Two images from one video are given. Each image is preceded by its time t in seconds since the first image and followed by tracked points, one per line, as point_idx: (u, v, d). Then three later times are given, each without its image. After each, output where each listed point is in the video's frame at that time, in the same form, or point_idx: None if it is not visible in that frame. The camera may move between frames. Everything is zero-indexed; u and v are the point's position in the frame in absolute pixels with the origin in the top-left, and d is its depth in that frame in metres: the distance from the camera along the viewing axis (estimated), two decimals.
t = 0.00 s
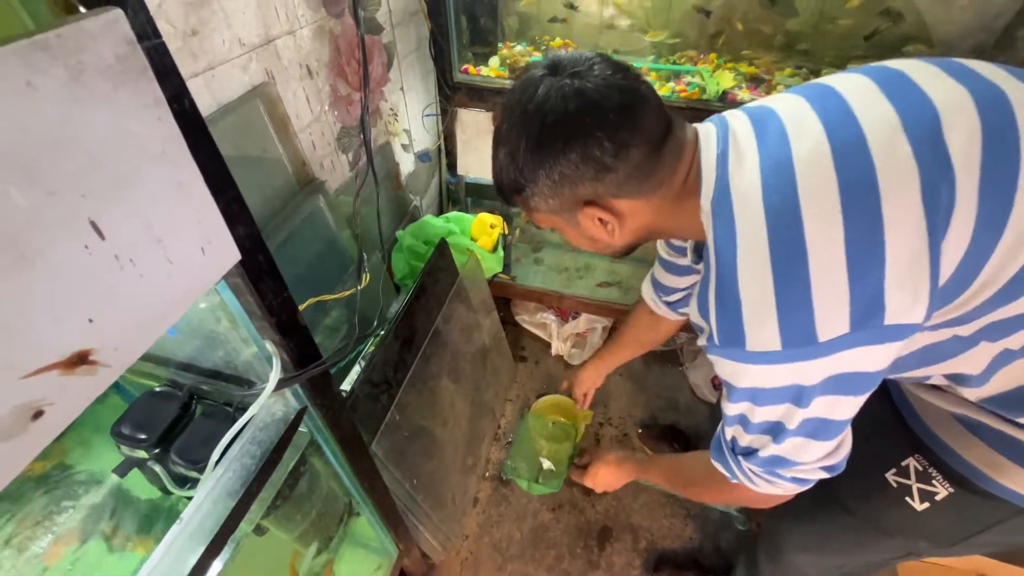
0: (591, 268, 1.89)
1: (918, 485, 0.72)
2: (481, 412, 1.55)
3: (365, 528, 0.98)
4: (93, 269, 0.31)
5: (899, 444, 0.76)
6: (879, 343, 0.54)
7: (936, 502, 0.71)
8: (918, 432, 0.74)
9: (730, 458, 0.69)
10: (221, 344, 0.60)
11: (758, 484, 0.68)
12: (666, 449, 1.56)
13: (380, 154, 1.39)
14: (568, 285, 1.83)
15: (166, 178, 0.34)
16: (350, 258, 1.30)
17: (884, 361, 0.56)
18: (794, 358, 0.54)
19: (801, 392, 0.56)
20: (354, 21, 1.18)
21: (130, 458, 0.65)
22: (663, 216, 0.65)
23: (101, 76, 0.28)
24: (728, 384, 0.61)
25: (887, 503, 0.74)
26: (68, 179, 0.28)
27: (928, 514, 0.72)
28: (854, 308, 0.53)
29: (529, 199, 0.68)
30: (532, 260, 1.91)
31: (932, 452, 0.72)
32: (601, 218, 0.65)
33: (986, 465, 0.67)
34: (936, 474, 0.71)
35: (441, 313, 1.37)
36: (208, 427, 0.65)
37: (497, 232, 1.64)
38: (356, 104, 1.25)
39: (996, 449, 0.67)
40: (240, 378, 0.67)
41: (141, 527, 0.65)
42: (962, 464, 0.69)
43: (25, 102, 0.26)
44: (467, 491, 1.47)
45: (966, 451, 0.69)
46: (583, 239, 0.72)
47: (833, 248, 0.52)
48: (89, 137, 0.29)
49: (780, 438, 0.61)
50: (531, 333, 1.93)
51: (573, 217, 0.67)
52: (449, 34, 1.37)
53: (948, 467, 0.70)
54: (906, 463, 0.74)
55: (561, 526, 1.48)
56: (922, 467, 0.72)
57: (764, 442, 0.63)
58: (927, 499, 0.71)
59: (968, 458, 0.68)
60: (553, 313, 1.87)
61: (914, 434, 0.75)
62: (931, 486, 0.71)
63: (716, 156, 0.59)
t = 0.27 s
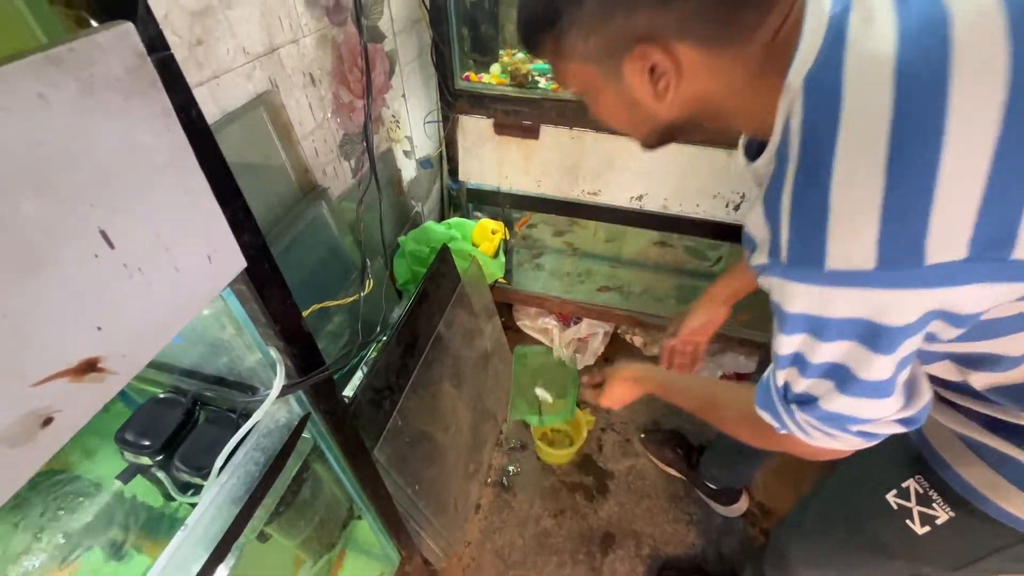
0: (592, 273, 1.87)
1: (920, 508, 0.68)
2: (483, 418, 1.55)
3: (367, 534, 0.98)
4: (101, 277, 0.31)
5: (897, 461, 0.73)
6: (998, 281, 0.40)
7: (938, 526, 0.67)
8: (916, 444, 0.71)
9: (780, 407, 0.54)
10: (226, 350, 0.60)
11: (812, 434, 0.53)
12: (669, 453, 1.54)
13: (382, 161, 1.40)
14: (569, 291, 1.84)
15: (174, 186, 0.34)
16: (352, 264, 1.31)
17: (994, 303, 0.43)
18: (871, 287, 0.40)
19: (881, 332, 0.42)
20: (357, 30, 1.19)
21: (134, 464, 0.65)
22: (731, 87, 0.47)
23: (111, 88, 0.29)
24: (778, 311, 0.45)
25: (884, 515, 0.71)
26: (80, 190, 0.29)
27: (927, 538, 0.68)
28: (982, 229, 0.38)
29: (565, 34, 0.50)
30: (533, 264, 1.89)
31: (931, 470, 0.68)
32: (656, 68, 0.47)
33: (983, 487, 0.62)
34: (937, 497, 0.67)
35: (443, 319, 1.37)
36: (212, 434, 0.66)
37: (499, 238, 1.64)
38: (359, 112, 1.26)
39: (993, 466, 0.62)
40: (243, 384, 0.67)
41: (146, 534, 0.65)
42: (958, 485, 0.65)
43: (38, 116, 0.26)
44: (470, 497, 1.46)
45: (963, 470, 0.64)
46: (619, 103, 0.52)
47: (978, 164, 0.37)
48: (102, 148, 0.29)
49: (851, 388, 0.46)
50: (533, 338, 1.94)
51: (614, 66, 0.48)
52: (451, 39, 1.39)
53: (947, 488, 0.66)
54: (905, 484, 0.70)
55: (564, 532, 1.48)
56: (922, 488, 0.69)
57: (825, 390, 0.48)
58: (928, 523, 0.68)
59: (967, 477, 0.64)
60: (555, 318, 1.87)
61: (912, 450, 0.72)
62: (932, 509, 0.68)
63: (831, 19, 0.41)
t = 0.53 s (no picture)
0: (593, 282, 1.87)
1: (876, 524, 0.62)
2: (484, 427, 1.55)
3: (368, 545, 0.97)
4: (112, 295, 0.32)
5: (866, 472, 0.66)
6: None
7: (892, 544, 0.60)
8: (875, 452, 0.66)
9: (849, 285, 0.43)
10: (230, 362, 0.61)
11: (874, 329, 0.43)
12: (671, 462, 1.54)
13: (384, 171, 1.41)
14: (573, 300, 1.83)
15: (182, 204, 0.35)
16: (355, 274, 1.31)
17: None
18: None
19: None
20: (360, 43, 1.20)
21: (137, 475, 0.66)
22: None
23: (124, 111, 0.30)
24: (933, 141, 0.36)
25: (847, 530, 0.65)
26: (93, 211, 0.29)
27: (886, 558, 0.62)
28: None
29: None
30: (534, 272, 1.88)
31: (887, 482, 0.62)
32: None
33: (930, 501, 0.56)
34: (892, 513, 0.61)
35: (445, 328, 1.38)
36: (214, 446, 0.66)
37: (501, 247, 1.65)
38: (361, 123, 1.28)
39: (933, 476, 0.56)
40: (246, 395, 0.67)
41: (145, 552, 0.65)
42: (907, 496, 0.59)
43: (55, 142, 0.27)
44: (471, 507, 1.46)
45: (909, 479, 0.59)
46: None
47: None
48: (114, 170, 0.30)
49: (969, 263, 0.36)
50: (534, 346, 1.94)
51: None
52: (452, 52, 1.38)
53: (900, 502, 0.60)
54: (866, 499, 0.64)
55: (566, 542, 1.47)
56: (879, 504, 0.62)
57: (929, 268, 0.38)
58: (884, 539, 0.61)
59: (913, 488, 0.58)
60: (556, 327, 1.87)
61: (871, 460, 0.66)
62: (886, 526, 0.61)
63: None
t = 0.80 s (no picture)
0: (592, 294, 1.88)
1: (837, 521, 0.69)
2: (485, 440, 1.55)
3: (370, 561, 0.98)
4: (128, 332, 0.33)
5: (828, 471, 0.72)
6: None
7: (850, 539, 0.67)
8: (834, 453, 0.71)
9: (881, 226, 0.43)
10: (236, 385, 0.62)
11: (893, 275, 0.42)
12: (672, 476, 1.54)
13: (386, 188, 1.43)
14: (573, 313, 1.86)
15: (194, 244, 0.37)
16: (357, 289, 1.33)
17: None
18: None
19: None
20: (363, 64, 1.23)
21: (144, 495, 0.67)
22: None
23: (143, 161, 0.32)
24: None
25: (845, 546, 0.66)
26: (112, 255, 0.31)
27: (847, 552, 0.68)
28: None
29: None
30: (534, 285, 1.91)
31: (848, 486, 0.67)
32: None
33: (878, 502, 0.62)
34: (848, 510, 0.67)
35: (447, 342, 1.39)
36: (220, 465, 0.67)
37: (501, 261, 1.67)
38: (364, 141, 1.30)
39: (878, 475, 0.62)
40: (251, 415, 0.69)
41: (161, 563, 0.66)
42: (860, 498, 0.64)
43: (79, 193, 0.28)
44: (472, 520, 1.46)
45: (863, 481, 0.64)
46: None
47: None
48: (132, 215, 0.32)
49: None
50: (535, 358, 1.95)
51: None
52: (454, 71, 1.39)
53: (854, 502, 0.66)
54: (829, 497, 0.70)
55: (566, 556, 1.47)
56: (839, 502, 0.69)
57: (983, 217, 0.37)
58: (844, 535, 0.68)
59: (863, 488, 0.64)
60: (556, 339, 1.88)
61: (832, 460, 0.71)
62: (844, 522, 0.67)
63: None
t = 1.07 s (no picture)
0: (596, 304, 1.89)
1: (841, 527, 0.71)
2: (489, 448, 1.56)
3: (377, 569, 0.99)
4: (162, 345, 0.35)
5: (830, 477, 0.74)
6: None
7: (853, 545, 0.69)
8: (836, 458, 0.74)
9: None
10: (254, 395, 0.64)
11: None
12: (675, 486, 1.54)
13: (393, 199, 1.45)
14: (573, 321, 1.89)
15: (223, 259, 0.38)
16: (365, 298, 1.35)
17: None
18: None
19: None
20: (373, 78, 1.25)
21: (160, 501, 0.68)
22: None
23: (181, 184, 0.34)
24: None
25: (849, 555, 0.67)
26: (150, 272, 0.33)
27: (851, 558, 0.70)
28: None
29: None
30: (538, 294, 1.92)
31: (851, 494, 0.69)
32: None
33: (878, 507, 0.64)
34: (852, 517, 0.69)
35: (452, 351, 1.41)
36: (235, 472, 0.69)
37: (506, 270, 1.66)
38: (372, 153, 1.32)
39: (876, 478, 0.64)
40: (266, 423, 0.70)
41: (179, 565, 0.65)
42: (861, 503, 0.67)
43: (124, 215, 0.30)
44: (476, 529, 1.47)
45: (863, 485, 0.67)
46: None
47: None
48: (170, 233, 0.33)
49: None
50: (538, 367, 1.96)
51: None
52: (461, 84, 1.42)
53: (857, 509, 0.68)
54: (832, 503, 0.73)
55: (571, 565, 1.47)
56: (843, 508, 0.71)
57: None
58: (847, 541, 0.70)
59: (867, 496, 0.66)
60: (560, 348, 1.90)
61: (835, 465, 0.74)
62: (848, 528, 0.69)
63: None
